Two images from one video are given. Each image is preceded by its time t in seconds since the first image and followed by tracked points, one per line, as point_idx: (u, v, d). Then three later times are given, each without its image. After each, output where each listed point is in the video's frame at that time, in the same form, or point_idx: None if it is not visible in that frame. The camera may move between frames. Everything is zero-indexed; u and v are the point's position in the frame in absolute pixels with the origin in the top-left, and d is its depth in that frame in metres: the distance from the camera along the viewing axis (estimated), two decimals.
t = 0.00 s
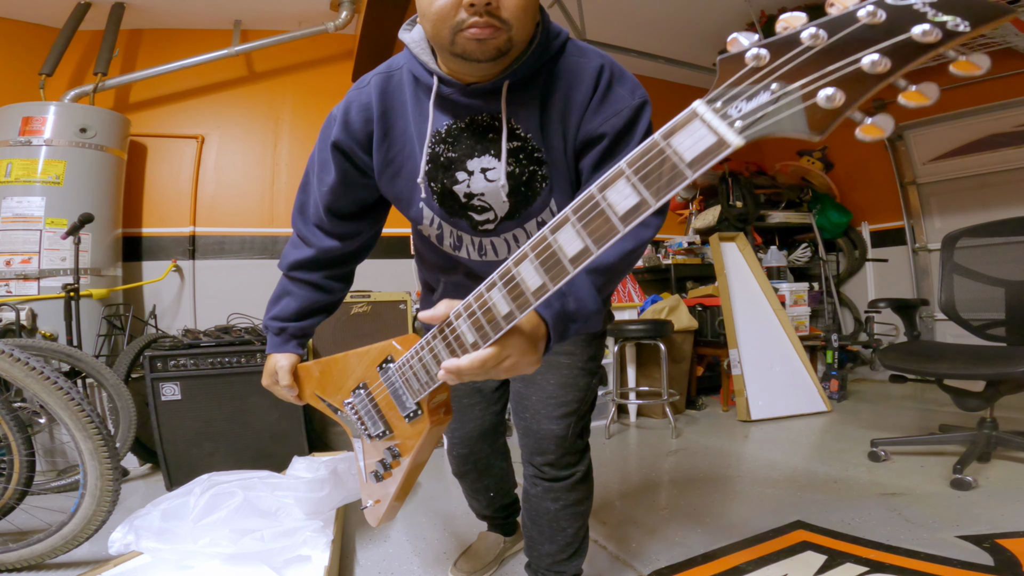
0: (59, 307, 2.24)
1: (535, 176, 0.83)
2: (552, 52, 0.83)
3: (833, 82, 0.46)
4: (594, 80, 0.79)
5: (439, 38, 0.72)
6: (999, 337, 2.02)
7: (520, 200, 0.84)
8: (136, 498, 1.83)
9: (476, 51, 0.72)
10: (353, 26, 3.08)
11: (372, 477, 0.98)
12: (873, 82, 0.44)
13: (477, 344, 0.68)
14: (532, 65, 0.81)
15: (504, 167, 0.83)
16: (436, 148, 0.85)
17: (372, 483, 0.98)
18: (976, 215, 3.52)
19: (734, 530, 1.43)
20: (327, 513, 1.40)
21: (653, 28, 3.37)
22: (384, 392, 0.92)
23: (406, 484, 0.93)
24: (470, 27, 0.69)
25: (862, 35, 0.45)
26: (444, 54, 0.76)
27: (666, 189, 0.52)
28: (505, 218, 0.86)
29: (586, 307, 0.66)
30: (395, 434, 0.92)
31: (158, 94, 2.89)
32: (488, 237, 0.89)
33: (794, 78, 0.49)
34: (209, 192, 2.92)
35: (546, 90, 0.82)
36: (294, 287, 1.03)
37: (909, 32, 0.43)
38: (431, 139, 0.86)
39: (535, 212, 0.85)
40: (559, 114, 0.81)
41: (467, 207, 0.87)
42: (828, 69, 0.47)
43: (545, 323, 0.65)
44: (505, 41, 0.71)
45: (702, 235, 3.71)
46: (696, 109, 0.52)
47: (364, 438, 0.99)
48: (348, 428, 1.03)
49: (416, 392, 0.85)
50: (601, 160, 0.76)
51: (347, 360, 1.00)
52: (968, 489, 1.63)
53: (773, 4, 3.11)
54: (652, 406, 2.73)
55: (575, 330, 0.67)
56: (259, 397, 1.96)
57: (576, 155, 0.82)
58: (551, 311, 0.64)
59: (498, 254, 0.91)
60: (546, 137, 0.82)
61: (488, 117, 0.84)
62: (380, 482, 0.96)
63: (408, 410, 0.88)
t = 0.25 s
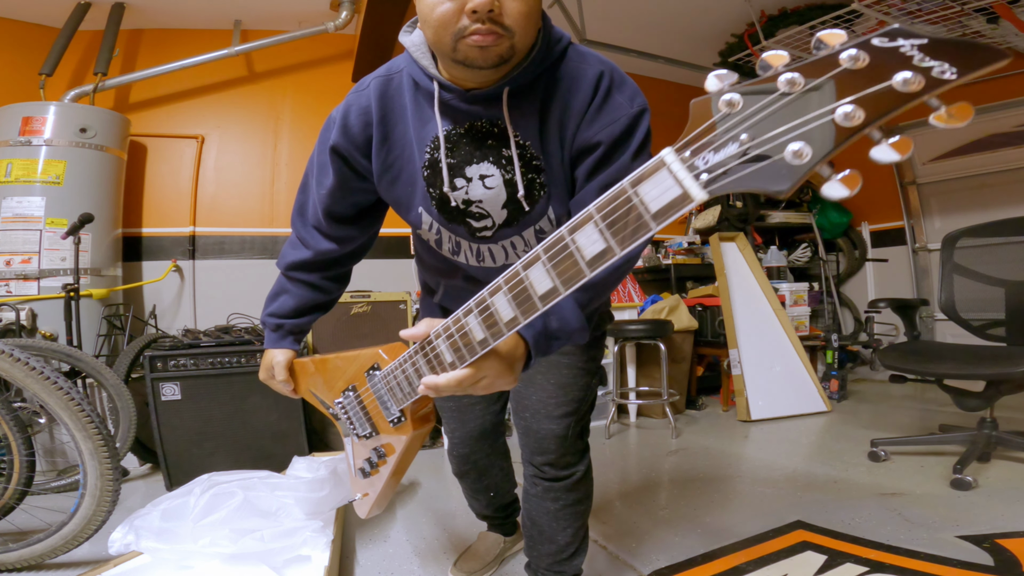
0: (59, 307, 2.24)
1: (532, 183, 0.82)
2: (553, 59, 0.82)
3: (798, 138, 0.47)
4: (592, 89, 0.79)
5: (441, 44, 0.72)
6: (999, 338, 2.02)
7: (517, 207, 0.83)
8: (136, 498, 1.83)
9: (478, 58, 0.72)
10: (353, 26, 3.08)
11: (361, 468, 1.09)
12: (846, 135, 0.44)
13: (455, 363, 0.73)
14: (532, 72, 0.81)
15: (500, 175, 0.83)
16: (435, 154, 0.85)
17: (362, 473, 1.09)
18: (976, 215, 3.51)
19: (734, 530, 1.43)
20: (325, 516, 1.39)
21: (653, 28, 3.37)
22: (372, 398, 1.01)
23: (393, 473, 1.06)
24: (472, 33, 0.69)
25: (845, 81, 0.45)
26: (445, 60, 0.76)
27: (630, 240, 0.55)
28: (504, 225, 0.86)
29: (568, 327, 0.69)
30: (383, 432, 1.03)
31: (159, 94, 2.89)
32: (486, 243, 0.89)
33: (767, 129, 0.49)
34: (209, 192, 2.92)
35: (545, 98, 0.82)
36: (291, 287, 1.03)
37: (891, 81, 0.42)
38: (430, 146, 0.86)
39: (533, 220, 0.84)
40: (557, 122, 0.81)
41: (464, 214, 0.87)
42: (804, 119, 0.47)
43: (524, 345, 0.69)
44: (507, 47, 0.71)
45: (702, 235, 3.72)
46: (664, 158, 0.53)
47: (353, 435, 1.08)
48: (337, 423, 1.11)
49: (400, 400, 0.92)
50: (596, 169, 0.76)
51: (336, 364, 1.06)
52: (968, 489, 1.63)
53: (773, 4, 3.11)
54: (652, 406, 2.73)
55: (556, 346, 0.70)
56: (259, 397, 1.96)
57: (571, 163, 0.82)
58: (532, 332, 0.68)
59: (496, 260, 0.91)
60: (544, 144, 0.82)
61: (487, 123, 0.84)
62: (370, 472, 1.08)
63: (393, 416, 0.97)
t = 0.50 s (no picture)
0: (59, 307, 2.24)
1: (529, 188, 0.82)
2: (553, 64, 0.82)
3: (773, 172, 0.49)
4: (590, 94, 0.79)
5: (441, 48, 0.72)
6: (999, 337, 2.02)
7: (514, 212, 0.83)
8: (136, 498, 1.83)
9: (478, 63, 0.72)
10: (353, 26, 3.08)
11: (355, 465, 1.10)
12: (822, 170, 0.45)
13: (438, 375, 0.74)
14: (531, 77, 0.80)
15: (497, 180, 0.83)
16: (433, 158, 0.85)
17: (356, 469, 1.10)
18: (976, 215, 3.51)
19: (734, 530, 1.43)
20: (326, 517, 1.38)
21: (653, 28, 3.37)
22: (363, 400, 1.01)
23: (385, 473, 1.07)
24: (473, 38, 0.69)
25: (830, 109, 0.47)
26: (445, 65, 0.76)
27: (603, 270, 0.55)
28: (500, 230, 0.86)
29: (557, 337, 0.69)
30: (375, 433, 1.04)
31: (159, 94, 2.89)
32: (482, 248, 0.89)
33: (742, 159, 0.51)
34: (209, 192, 2.92)
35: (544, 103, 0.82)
36: (292, 285, 1.04)
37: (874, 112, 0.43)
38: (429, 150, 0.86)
39: (530, 225, 0.84)
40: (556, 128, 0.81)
41: (462, 217, 0.87)
42: (784, 149, 0.49)
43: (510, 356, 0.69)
44: (508, 52, 0.71)
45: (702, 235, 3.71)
46: (637, 190, 0.53)
47: (347, 434, 1.09)
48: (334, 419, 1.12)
49: (389, 405, 0.92)
50: (591, 175, 0.75)
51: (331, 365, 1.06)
52: (968, 489, 1.63)
53: (773, 4, 3.11)
54: (652, 406, 2.73)
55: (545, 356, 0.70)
56: (259, 397, 1.96)
57: (568, 168, 0.81)
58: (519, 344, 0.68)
59: (493, 264, 0.91)
60: (542, 148, 0.81)
61: (486, 127, 0.84)
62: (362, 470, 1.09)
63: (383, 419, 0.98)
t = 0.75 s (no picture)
0: (59, 307, 2.24)
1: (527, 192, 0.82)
2: (553, 67, 0.81)
3: (749, 213, 0.49)
4: (590, 100, 0.78)
5: (442, 54, 0.72)
6: (999, 338, 2.02)
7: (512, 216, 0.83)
8: (136, 498, 1.83)
9: (479, 69, 0.72)
10: (353, 26, 3.08)
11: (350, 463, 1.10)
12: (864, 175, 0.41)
13: (426, 384, 0.77)
14: (531, 81, 0.79)
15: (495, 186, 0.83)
16: (432, 161, 0.85)
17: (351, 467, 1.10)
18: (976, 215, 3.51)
19: (734, 530, 1.43)
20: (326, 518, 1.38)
21: (653, 28, 3.37)
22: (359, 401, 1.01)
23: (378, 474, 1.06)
24: (474, 44, 0.69)
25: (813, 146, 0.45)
26: (446, 70, 0.76)
27: (577, 301, 0.56)
28: (498, 234, 0.86)
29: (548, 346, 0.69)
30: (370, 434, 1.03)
31: (159, 94, 2.89)
32: (480, 252, 0.89)
33: (718, 196, 0.51)
34: (209, 192, 2.92)
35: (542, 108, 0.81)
36: (294, 282, 1.05)
37: (851, 152, 0.42)
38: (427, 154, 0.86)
39: (527, 230, 0.85)
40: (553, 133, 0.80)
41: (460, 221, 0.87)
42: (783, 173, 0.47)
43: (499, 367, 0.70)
44: (509, 58, 0.71)
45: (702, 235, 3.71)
46: (610, 226, 0.53)
47: (343, 432, 1.09)
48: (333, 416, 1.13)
49: (382, 408, 0.94)
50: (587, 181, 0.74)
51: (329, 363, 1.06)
52: (968, 489, 1.63)
53: (773, 4, 3.11)
54: (652, 406, 2.73)
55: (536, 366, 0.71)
56: (259, 397, 1.96)
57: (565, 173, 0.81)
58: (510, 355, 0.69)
59: (491, 268, 0.91)
60: (540, 154, 0.81)
61: (485, 131, 0.83)
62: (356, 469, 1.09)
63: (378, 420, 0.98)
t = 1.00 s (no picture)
0: (59, 307, 2.24)
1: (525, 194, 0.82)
2: (553, 68, 0.81)
3: (707, 232, 0.49)
4: (588, 100, 0.78)
5: (442, 54, 0.72)
6: (999, 338, 2.02)
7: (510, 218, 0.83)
8: (136, 498, 1.83)
9: (480, 70, 0.72)
10: (353, 26, 3.08)
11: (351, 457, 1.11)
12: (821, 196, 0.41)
13: (411, 387, 0.79)
14: (530, 83, 0.80)
15: (494, 187, 0.83)
16: (431, 163, 0.85)
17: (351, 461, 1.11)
18: (976, 215, 3.51)
19: (734, 530, 1.43)
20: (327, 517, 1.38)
21: (653, 28, 3.37)
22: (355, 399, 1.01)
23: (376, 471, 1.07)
24: (474, 46, 0.69)
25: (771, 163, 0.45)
26: (446, 71, 0.76)
27: (542, 316, 0.58)
28: (495, 237, 0.86)
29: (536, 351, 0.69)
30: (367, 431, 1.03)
31: (159, 94, 2.89)
32: (478, 253, 0.89)
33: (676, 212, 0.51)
34: (208, 192, 2.92)
35: (540, 110, 0.81)
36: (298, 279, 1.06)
37: (808, 171, 0.42)
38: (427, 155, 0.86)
39: (525, 231, 0.84)
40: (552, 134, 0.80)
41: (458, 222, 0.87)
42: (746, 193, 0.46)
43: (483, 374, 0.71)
44: (510, 60, 0.71)
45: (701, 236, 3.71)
46: (570, 244, 0.55)
47: (343, 427, 1.10)
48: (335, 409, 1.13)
49: (375, 407, 0.94)
50: (584, 182, 0.75)
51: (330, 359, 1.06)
52: (968, 489, 1.63)
53: (773, 4, 3.10)
54: (652, 406, 2.73)
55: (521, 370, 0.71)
56: (260, 397, 1.96)
57: (563, 174, 0.81)
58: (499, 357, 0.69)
59: (490, 269, 0.91)
60: (537, 155, 0.81)
61: (484, 132, 0.83)
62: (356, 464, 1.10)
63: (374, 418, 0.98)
